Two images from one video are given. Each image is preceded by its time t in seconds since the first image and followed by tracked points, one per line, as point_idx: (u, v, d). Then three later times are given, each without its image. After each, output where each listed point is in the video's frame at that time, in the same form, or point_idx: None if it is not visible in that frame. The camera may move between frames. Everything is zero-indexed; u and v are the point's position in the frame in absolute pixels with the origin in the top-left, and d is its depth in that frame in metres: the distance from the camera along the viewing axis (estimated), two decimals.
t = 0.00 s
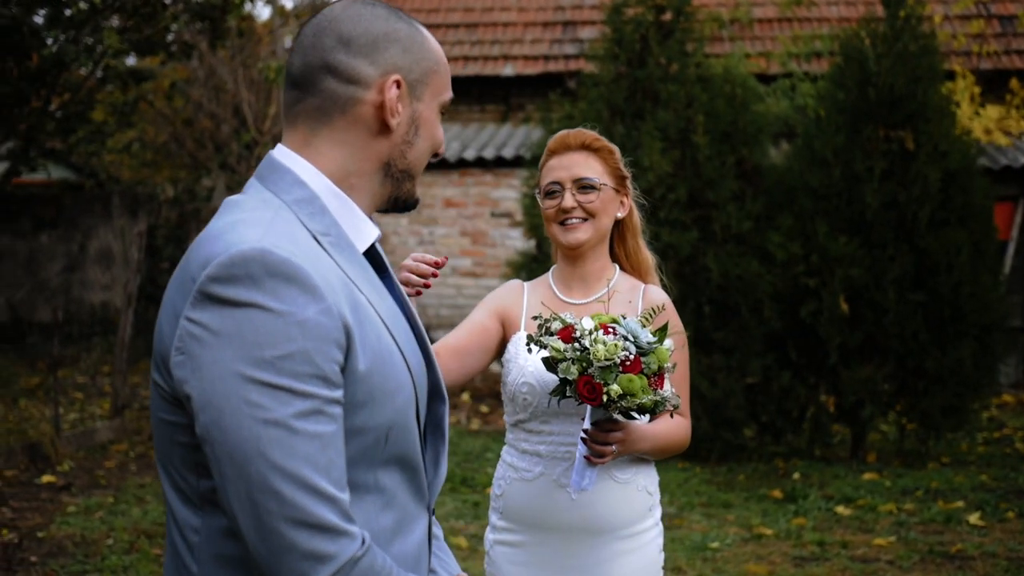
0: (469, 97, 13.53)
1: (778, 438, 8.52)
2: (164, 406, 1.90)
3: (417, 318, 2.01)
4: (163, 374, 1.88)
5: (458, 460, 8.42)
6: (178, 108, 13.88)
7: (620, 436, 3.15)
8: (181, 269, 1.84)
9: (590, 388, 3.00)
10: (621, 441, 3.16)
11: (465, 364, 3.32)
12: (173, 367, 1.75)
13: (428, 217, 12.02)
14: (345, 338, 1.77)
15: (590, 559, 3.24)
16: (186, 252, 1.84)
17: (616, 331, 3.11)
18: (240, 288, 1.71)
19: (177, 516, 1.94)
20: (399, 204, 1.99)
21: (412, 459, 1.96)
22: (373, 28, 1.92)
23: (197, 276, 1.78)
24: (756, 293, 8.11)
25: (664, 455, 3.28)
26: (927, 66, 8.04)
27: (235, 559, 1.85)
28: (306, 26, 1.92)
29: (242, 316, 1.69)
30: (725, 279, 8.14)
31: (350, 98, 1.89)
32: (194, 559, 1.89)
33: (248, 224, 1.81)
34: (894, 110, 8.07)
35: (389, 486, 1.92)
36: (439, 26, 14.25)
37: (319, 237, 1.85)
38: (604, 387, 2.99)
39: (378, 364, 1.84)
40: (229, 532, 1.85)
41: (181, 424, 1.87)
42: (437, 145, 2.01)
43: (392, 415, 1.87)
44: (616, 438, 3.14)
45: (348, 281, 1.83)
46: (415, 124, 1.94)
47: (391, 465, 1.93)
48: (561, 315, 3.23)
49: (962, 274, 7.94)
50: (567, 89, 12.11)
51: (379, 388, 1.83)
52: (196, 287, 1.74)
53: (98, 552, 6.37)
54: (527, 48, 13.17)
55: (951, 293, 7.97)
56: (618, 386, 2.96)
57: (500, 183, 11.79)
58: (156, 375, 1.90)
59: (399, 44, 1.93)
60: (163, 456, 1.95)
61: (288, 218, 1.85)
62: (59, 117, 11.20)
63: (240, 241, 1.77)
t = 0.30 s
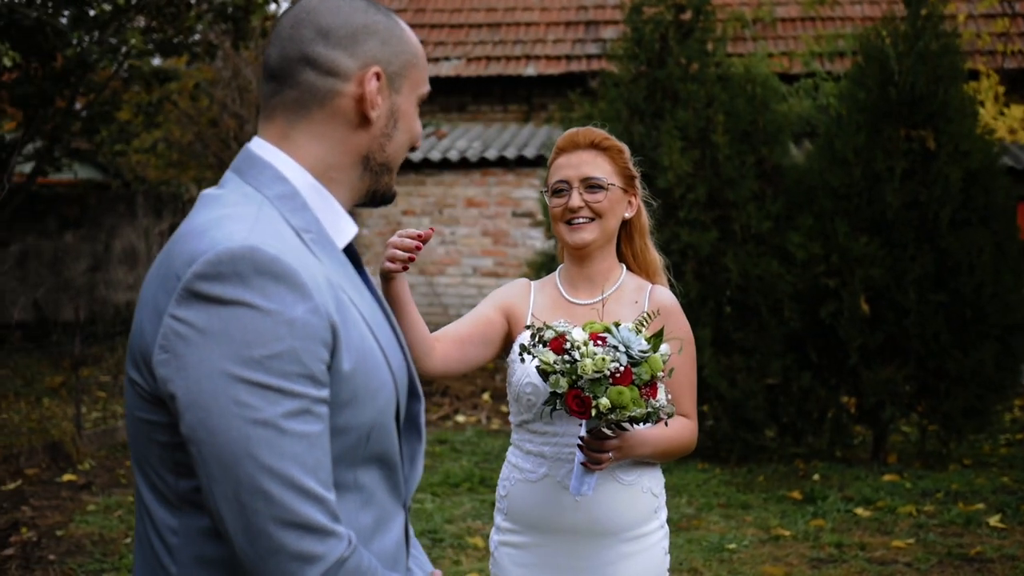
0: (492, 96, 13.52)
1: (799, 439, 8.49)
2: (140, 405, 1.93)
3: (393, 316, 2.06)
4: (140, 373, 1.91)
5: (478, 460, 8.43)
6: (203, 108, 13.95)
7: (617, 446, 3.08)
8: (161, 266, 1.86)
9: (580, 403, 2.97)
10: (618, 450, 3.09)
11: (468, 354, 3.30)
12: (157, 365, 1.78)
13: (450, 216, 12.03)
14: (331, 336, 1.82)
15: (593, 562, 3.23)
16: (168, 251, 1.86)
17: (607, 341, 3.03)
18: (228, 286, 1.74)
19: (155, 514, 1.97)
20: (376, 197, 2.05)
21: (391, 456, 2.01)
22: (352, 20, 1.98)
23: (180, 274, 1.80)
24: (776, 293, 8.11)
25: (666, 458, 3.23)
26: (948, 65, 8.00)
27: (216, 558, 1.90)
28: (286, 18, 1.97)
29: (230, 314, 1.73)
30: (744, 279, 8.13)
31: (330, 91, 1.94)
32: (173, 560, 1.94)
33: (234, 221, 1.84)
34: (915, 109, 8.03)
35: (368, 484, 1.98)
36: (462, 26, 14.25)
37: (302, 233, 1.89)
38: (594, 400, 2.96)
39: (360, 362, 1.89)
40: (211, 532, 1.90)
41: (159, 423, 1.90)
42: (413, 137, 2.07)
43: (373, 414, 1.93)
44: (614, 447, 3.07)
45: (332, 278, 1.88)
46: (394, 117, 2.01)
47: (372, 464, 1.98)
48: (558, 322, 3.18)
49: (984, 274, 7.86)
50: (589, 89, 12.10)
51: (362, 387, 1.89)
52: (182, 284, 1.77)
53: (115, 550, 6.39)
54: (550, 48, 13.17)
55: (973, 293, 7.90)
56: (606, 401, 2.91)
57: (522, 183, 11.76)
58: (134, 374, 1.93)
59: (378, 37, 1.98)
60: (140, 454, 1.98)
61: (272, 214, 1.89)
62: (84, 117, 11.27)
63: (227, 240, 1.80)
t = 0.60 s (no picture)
0: (517, 96, 13.52)
1: (821, 440, 8.45)
2: (142, 407, 1.92)
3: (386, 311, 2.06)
4: (142, 374, 1.90)
5: (499, 460, 8.42)
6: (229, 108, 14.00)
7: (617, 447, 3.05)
8: (158, 269, 1.85)
9: (576, 407, 2.96)
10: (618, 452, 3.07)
11: (477, 348, 3.29)
12: (159, 365, 1.77)
13: (474, 217, 12.03)
14: (329, 331, 1.81)
15: (602, 564, 3.22)
16: (167, 252, 1.86)
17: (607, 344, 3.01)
18: (226, 283, 1.74)
19: (159, 517, 1.96)
20: (365, 190, 2.06)
21: (390, 452, 2.01)
22: (329, 14, 1.98)
23: (178, 275, 1.79)
24: (799, 293, 8.07)
25: (673, 462, 3.21)
26: (973, 64, 7.95)
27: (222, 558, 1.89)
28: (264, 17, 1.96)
29: (229, 311, 1.72)
30: (766, 279, 8.10)
31: (313, 85, 1.94)
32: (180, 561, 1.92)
33: (230, 220, 1.84)
34: (940, 109, 8.00)
35: (368, 480, 1.98)
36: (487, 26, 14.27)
37: (295, 229, 1.89)
38: (590, 404, 2.95)
39: (359, 358, 1.89)
40: (217, 532, 1.89)
41: (162, 425, 1.89)
42: (397, 128, 2.08)
43: (372, 408, 1.92)
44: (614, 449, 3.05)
45: (329, 274, 1.88)
46: (377, 108, 2.01)
47: (371, 459, 1.98)
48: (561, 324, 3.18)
49: (1008, 276, 7.74)
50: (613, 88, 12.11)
51: (361, 382, 1.88)
52: (180, 283, 1.76)
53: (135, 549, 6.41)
54: (575, 48, 13.17)
55: (997, 294, 7.81)
56: (603, 405, 2.89)
57: (545, 183, 11.77)
58: (136, 376, 1.92)
59: (356, 29, 1.99)
60: (141, 457, 1.97)
61: (265, 212, 1.88)
62: (110, 117, 11.33)
63: (224, 237, 1.79)
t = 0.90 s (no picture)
0: (543, 97, 13.51)
1: (846, 442, 8.40)
2: (165, 403, 1.80)
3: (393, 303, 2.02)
4: (165, 369, 1.78)
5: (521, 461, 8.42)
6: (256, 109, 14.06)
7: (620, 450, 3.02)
8: (178, 267, 1.77)
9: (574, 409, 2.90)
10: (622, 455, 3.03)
11: (482, 349, 3.23)
12: (191, 364, 1.68)
13: (499, 217, 12.04)
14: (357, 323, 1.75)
15: (607, 569, 3.20)
16: (192, 246, 1.77)
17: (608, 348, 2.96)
18: (259, 277, 1.67)
19: (180, 523, 1.83)
20: (362, 185, 2.03)
21: (402, 443, 1.94)
22: (311, 14, 1.94)
23: (208, 268, 1.71)
24: (823, 294, 8.04)
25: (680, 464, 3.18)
26: (999, 64, 7.86)
27: (254, 557, 1.77)
28: (248, 21, 1.92)
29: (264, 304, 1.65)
30: (790, 280, 8.07)
31: (306, 85, 1.91)
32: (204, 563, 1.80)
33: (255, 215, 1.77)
34: (965, 109, 7.91)
35: (386, 472, 1.90)
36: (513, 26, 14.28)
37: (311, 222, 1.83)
38: (590, 407, 2.89)
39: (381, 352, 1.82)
40: (248, 530, 1.78)
41: (190, 421, 1.77)
42: (387, 121, 2.05)
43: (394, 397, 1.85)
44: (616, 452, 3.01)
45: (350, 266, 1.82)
46: (368, 103, 1.98)
47: (386, 453, 1.91)
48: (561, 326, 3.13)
49: None
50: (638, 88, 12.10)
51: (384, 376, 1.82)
52: (211, 280, 1.68)
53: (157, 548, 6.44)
54: (601, 48, 13.16)
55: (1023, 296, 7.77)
56: (602, 409, 2.83)
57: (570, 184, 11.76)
58: (157, 371, 1.81)
59: (339, 27, 1.95)
60: (155, 465, 1.86)
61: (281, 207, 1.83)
62: (136, 118, 11.39)
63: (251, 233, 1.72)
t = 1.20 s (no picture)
0: (567, 97, 13.50)
1: (869, 444, 8.36)
2: (192, 400, 1.75)
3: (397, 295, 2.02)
4: (194, 364, 1.73)
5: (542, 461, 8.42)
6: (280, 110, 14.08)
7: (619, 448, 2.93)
8: (207, 263, 1.74)
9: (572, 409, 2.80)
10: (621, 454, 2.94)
11: (482, 354, 3.20)
12: (233, 357, 1.66)
13: (522, 218, 12.02)
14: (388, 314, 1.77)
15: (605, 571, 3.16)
16: (222, 242, 1.74)
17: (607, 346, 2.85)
18: (303, 269, 1.67)
19: (205, 521, 1.77)
20: (355, 177, 2.02)
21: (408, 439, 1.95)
22: (289, 16, 1.92)
23: (245, 262, 1.69)
24: (844, 295, 8.00)
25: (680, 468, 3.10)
26: None
27: (289, 551, 1.73)
28: (231, 29, 1.90)
29: (310, 293, 1.65)
30: (812, 281, 8.06)
31: (296, 85, 1.89)
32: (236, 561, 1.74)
33: (286, 213, 1.77)
34: (988, 110, 7.81)
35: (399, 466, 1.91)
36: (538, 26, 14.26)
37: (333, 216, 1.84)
38: (588, 406, 2.79)
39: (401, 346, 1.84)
40: (284, 523, 1.73)
41: (221, 416, 1.72)
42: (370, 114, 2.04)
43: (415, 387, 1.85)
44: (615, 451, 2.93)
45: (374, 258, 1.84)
46: (354, 97, 1.97)
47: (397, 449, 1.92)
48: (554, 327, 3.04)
49: None
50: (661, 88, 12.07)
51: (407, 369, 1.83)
52: (253, 274, 1.67)
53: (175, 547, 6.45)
54: (625, 49, 13.13)
55: None
56: (600, 407, 2.74)
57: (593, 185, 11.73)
58: (181, 366, 1.75)
59: (318, 26, 1.94)
60: (174, 464, 1.81)
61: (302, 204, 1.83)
62: (162, 119, 11.44)
63: (286, 229, 1.72)
